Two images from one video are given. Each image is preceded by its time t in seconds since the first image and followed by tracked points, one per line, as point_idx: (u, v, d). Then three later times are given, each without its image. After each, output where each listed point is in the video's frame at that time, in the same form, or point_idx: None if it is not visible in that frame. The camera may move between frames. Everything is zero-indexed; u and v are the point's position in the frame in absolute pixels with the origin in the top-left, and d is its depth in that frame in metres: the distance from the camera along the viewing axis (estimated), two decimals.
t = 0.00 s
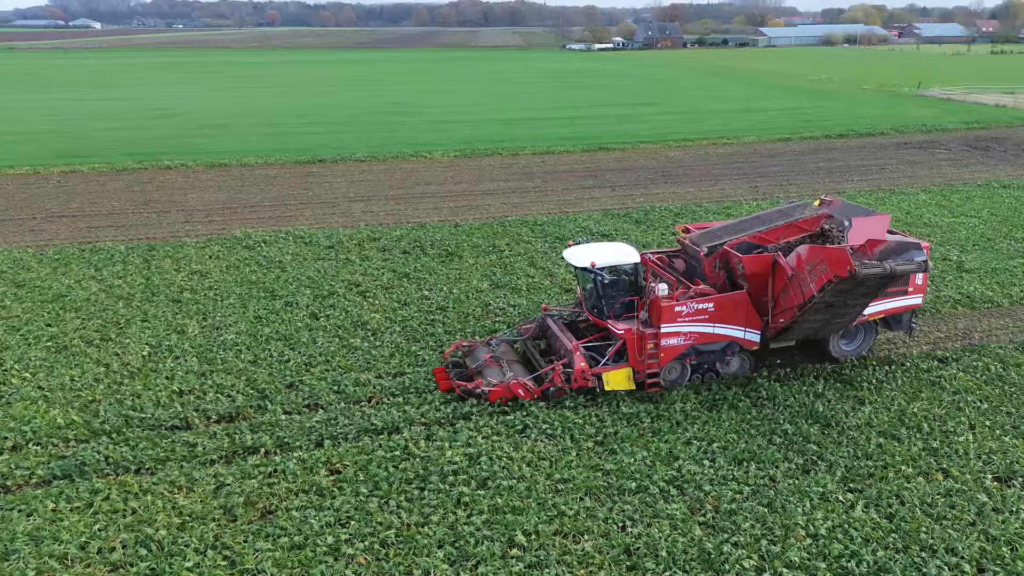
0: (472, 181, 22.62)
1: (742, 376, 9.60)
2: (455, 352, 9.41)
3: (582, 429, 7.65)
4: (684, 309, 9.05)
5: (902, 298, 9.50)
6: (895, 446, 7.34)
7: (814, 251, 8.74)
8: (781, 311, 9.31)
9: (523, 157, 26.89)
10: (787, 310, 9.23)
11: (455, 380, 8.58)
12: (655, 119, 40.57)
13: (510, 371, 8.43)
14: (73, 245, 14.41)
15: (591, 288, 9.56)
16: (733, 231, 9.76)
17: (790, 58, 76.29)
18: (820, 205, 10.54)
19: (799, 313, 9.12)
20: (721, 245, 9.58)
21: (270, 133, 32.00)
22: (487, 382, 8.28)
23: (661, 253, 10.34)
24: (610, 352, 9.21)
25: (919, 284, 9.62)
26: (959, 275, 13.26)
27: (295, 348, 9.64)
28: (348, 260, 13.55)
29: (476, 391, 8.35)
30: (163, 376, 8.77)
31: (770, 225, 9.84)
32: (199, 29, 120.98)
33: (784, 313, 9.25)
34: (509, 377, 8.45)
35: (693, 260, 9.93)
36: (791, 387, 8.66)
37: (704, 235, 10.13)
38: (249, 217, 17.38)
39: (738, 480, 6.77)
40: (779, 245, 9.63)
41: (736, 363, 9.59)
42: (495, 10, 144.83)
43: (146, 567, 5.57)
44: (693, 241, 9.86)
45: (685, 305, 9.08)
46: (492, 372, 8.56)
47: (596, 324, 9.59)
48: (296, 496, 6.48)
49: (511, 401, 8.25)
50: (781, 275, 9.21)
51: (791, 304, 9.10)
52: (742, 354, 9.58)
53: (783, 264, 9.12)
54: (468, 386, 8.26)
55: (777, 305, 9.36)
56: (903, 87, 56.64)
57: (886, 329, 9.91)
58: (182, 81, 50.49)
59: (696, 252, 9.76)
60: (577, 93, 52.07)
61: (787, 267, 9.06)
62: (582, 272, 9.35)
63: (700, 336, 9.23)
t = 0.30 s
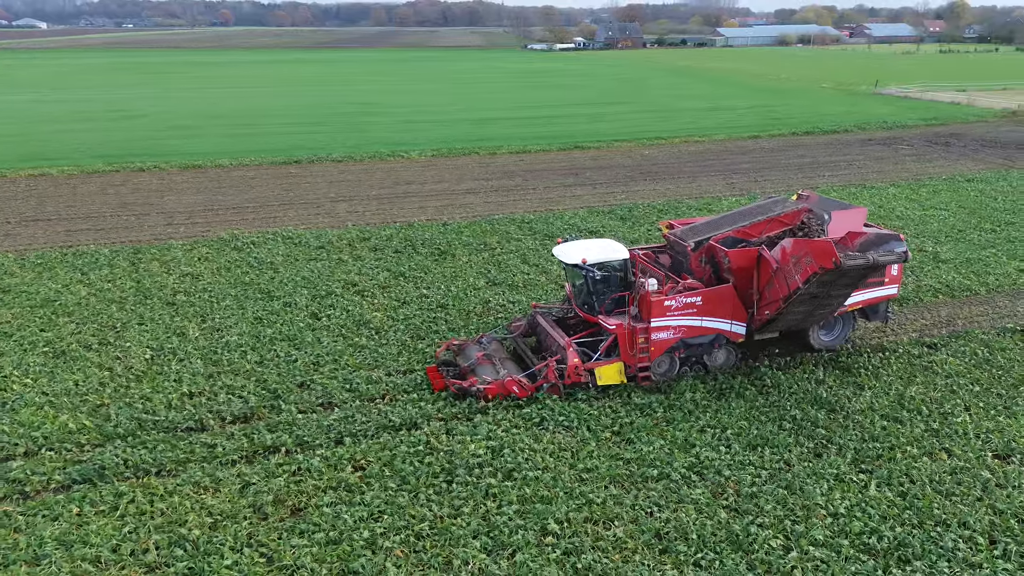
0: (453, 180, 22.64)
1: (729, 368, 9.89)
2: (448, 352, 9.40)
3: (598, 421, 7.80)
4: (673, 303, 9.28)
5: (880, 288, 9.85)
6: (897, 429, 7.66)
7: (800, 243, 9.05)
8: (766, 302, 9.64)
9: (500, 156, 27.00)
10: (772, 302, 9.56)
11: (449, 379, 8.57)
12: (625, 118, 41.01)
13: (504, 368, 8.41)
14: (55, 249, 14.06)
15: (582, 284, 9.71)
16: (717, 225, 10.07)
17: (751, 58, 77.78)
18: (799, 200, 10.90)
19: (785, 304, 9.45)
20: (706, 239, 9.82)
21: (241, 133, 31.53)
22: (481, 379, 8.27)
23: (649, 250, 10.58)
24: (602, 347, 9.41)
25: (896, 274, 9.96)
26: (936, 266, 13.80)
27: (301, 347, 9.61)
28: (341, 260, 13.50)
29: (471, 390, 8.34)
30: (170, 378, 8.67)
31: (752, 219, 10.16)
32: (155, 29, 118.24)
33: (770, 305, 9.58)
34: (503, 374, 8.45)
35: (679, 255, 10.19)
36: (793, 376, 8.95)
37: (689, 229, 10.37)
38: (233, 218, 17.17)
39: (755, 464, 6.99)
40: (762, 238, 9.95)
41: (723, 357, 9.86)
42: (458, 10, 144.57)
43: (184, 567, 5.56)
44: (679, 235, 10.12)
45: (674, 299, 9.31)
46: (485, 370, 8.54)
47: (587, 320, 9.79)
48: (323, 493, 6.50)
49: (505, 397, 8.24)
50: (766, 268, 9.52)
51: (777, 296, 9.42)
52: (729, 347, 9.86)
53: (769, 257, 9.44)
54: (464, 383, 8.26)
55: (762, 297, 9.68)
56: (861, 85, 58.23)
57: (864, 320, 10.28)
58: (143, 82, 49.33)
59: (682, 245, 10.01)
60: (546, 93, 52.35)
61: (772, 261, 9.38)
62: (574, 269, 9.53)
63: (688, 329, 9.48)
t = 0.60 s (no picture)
0: (434, 179, 22.64)
1: (715, 361, 10.13)
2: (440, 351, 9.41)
3: (613, 411, 7.97)
4: (663, 298, 9.53)
5: (859, 279, 10.27)
6: (898, 412, 8.00)
7: (786, 237, 9.37)
8: (752, 295, 9.93)
9: (478, 155, 27.06)
10: (758, 295, 9.86)
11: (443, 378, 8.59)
12: (595, 116, 41.39)
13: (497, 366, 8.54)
14: (37, 254, 13.73)
15: (573, 280, 9.90)
16: (700, 221, 10.32)
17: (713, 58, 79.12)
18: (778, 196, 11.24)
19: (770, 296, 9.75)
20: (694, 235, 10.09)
21: (211, 133, 31.00)
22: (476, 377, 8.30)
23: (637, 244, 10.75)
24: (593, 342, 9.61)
25: (873, 266, 10.46)
26: (913, 257, 14.33)
27: (308, 347, 9.58)
28: (334, 260, 13.45)
29: (465, 388, 8.38)
30: (178, 379, 8.58)
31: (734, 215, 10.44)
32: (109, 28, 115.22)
33: (755, 298, 9.89)
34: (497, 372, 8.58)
35: (665, 249, 10.38)
36: (794, 364, 9.25)
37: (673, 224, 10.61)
38: (216, 218, 16.94)
39: (769, 449, 7.23)
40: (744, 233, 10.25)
41: (710, 349, 10.14)
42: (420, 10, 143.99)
43: (223, 565, 5.56)
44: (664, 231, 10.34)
45: (663, 294, 9.56)
46: (478, 368, 8.67)
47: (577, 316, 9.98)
48: (352, 488, 6.55)
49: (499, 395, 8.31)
50: (751, 262, 9.83)
51: (763, 289, 9.71)
52: (716, 340, 10.14)
53: (754, 251, 9.73)
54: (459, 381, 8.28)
55: (747, 290, 9.97)
56: (821, 83, 59.70)
57: (842, 310, 10.67)
58: (103, 83, 48.12)
59: (667, 241, 10.24)
60: (516, 93, 52.57)
61: (758, 255, 9.69)
62: (568, 266, 9.75)
63: (677, 323, 9.74)
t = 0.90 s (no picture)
0: (415, 178, 22.64)
1: (702, 353, 10.46)
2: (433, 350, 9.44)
3: (627, 401, 8.17)
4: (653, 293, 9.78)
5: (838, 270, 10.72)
6: (896, 394, 8.36)
7: (772, 230, 9.68)
8: (738, 288, 10.25)
9: (456, 154, 27.10)
10: (744, 288, 10.19)
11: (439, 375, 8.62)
12: (566, 115, 41.73)
13: (493, 364, 8.52)
14: (21, 258, 13.42)
15: (565, 277, 10.10)
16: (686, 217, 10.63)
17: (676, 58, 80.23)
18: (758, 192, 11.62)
19: (756, 288, 10.08)
20: (679, 230, 10.38)
21: (181, 134, 30.42)
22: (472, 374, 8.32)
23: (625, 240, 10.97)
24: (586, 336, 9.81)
25: (850, 258, 10.93)
26: (891, 248, 14.91)
27: (315, 346, 9.57)
28: (328, 259, 13.41)
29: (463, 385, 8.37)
30: (188, 380, 8.52)
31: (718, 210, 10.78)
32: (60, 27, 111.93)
33: (742, 291, 10.21)
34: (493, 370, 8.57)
35: (652, 245, 10.65)
36: (794, 351, 9.58)
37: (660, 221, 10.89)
38: (200, 219, 16.71)
39: (781, 432, 7.50)
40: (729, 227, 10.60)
41: (697, 342, 10.46)
42: (382, 9, 143.03)
43: (266, 559, 5.60)
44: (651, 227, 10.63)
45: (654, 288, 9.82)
46: (474, 366, 8.64)
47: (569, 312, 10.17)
48: (382, 481, 6.63)
49: (498, 393, 8.31)
50: (738, 255, 10.12)
51: (749, 281, 10.04)
52: (703, 333, 10.46)
53: (741, 246, 10.03)
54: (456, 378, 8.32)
55: (734, 283, 10.29)
56: (782, 82, 61.11)
57: (821, 301, 11.11)
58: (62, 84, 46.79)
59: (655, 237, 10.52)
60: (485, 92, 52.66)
61: (744, 248, 9.98)
62: (561, 263, 9.93)
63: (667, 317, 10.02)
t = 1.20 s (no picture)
0: (396, 178, 22.60)
1: (693, 347, 10.74)
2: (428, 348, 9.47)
3: (639, 390, 8.39)
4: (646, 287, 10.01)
5: (818, 263, 11.15)
6: (892, 378, 8.75)
7: (759, 225, 10.12)
8: (725, 281, 10.62)
9: (434, 153, 27.11)
10: (732, 281, 10.56)
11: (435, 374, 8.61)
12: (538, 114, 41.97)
13: (490, 361, 8.50)
14: (5, 262, 13.09)
15: (558, 274, 10.28)
16: (673, 213, 10.93)
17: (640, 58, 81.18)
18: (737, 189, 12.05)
19: (744, 281, 10.48)
20: (668, 226, 10.69)
21: (150, 134, 29.82)
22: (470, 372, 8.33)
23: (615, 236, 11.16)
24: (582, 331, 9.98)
25: (829, 251, 11.38)
26: (870, 240, 15.45)
27: (324, 345, 9.57)
28: (323, 259, 13.37)
29: (461, 383, 8.36)
30: (200, 381, 8.47)
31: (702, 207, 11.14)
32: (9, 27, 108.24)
33: (730, 284, 10.59)
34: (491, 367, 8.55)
35: (640, 240, 10.91)
36: (792, 340, 9.93)
37: (647, 216, 11.13)
38: (185, 221, 16.48)
39: (791, 416, 7.80)
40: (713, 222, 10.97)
41: (686, 336, 10.72)
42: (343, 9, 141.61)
43: (309, 551, 5.67)
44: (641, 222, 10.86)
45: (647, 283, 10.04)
46: (471, 365, 8.61)
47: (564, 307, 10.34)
48: (413, 473, 6.73)
49: (498, 390, 8.29)
50: (725, 249, 10.48)
51: (738, 275, 10.42)
52: (691, 327, 10.73)
53: (728, 239, 10.38)
54: (456, 375, 8.32)
55: (721, 277, 10.65)
56: (745, 81, 62.32)
57: (803, 293, 11.51)
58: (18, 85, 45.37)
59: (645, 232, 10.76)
60: (455, 92, 52.62)
61: (732, 242, 10.34)
62: (556, 259, 10.04)
63: (658, 311, 10.25)
